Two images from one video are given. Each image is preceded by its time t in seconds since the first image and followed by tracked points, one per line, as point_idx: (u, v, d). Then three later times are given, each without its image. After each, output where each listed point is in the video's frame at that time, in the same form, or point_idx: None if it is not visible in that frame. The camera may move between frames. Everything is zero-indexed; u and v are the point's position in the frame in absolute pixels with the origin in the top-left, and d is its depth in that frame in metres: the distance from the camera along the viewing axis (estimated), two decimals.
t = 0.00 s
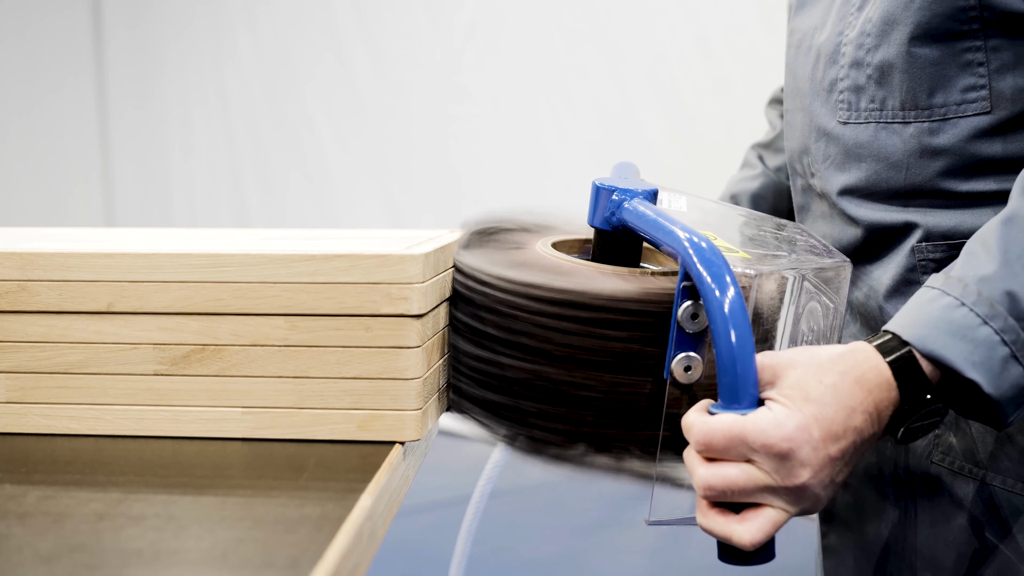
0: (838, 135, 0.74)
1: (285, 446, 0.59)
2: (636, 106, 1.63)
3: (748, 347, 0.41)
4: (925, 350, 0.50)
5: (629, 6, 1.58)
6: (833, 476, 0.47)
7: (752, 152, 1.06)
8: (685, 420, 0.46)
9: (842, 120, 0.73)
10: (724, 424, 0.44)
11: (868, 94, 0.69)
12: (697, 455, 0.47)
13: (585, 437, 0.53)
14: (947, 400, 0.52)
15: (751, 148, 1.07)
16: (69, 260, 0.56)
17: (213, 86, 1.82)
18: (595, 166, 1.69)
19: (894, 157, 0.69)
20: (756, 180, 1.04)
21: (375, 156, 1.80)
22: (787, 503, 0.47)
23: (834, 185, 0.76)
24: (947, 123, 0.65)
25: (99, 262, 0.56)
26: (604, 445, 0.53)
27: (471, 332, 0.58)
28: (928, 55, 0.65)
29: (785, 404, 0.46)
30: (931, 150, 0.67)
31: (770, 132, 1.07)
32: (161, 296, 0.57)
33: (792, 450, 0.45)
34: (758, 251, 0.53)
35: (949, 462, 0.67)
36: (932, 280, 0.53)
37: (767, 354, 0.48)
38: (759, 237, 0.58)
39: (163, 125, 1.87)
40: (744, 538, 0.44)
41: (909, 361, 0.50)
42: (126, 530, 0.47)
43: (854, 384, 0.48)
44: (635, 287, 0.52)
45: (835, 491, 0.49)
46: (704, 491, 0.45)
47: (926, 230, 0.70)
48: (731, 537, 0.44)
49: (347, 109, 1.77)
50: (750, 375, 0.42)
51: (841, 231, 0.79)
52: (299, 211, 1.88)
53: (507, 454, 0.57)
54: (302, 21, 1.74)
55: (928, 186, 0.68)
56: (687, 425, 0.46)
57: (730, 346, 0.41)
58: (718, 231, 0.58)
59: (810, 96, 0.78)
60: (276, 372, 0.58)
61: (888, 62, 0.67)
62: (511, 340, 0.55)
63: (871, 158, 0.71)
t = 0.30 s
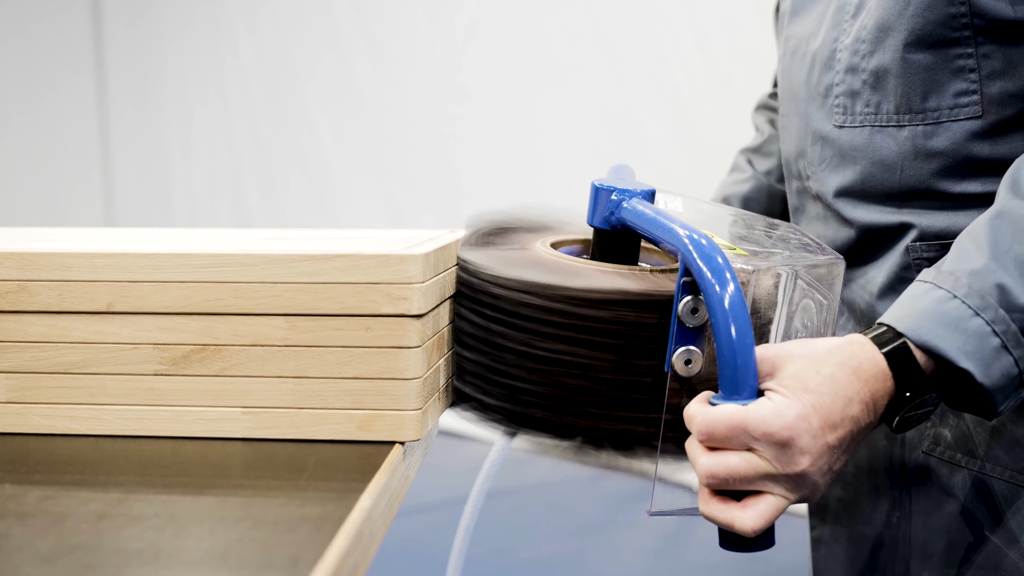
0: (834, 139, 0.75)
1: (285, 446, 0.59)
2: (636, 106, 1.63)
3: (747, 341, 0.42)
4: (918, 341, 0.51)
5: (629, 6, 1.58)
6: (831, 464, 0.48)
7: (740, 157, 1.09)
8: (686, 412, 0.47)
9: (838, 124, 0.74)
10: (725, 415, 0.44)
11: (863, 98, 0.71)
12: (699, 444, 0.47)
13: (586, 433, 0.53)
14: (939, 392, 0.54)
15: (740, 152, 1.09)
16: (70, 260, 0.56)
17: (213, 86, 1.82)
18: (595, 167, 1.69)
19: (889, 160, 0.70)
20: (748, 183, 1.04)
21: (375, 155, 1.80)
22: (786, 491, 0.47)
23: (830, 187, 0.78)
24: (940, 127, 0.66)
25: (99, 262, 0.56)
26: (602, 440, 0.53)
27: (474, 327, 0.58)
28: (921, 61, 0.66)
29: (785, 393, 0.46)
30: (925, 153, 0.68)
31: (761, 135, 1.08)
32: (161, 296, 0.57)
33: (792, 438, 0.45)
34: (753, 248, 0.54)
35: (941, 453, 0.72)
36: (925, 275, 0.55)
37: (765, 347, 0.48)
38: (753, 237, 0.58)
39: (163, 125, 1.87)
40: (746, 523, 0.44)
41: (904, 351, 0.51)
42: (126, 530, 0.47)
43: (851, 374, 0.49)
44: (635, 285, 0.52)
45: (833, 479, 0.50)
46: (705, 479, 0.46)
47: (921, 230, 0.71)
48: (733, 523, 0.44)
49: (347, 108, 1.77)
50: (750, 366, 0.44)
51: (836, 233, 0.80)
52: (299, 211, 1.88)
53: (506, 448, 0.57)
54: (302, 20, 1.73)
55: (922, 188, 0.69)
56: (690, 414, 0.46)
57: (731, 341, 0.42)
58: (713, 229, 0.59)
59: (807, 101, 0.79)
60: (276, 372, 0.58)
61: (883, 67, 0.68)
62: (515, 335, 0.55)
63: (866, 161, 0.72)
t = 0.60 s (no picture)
0: (841, 147, 0.78)
1: (285, 446, 0.59)
2: (636, 105, 1.63)
3: (747, 337, 0.43)
4: (911, 337, 0.53)
5: (629, 6, 1.58)
6: (827, 456, 0.49)
7: (739, 156, 1.09)
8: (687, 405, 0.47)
9: (845, 132, 0.77)
10: (725, 409, 0.45)
11: (869, 107, 0.74)
12: (700, 437, 0.47)
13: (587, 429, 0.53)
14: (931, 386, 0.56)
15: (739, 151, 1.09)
16: (69, 260, 0.56)
17: (213, 86, 1.82)
18: (595, 167, 1.69)
19: (896, 166, 0.74)
20: (746, 183, 1.04)
21: (375, 155, 1.80)
22: (784, 481, 0.48)
23: (837, 194, 0.81)
24: (946, 134, 0.70)
25: (99, 262, 0.56)
26: (605, 434, 0.53)
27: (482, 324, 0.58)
28: (925, 71, 0.69)
29: (783, 387, 0.48)
30: (932, 158, 0.71)
31: (760, 136, 1.09)
32: (161, 296, 0.57)
33: (790, 430, 0.46)
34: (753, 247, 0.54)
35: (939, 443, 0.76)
36: (920, 274, 0.56)
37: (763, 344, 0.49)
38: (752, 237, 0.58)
39: (163, 125, 1.87)
40: (747, 512, 0.46)
41: (897, 347, 0.53)
42: (126, 530, 0.47)
43: (846, 368, 0.50)
44: (637, 285, 0.53)
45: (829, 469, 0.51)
46: (706, 470, 0.46)
47: (931, 235, 0.75)
48: (733, 513, 0.46)
49: (347, 108, 1.77)
50: (750, 363, 0.44)
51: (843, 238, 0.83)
52: (298, 211, 1.88)
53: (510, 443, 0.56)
54: (302, 20, 1.74)
55: (930, 192, 0.73)
56: (691, 408, 0.47)
57: (731, 337, 0.43)
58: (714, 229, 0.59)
59: (808, 110, 0.82)
60: (276, 372, 0.58)
61: (888, 77, 0.71)
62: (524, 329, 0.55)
63: (873, 168, 0.76)
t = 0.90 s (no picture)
0: (837, 156, 0.78)
1: (285, 446, 0.59)
2: (636, 105, 1.63)
3: (748, 358, 0.42)
4: (915, 361, 0.54)
5: (629, 6, 1.58)
6: (830, 483, 0.51)
7: (734, 154, 1.10)
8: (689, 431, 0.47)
9: (840, 142, 0.78)
10: (728, 436, 0.46)
11: (865, 118, 0.75)
12: (701, 464, 0.48)
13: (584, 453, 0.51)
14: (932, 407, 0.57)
15: (735, 149, 1.10)
16: (69, 260, 0.56)
17: (213, 86, 1.82)
18: (596, 167, 1.69)
19: (891, 177, 0.74)
20: (742, 181, 1.05)
21: (375, 155, 1.80)
22: (787, 509, 0.50)
23: (833, 204, 0.81)
24: (942, 146, 0.71)
25: (100, 262, 0.56)
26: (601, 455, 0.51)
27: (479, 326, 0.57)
28: (921, 84, 0.70)
29: (786, 415, 0.49)
30: (929, 170, 0.72)
31: (755, 134, 1.10)
32: (161, 296, 0.57)
33: (795, 459, 0.47)
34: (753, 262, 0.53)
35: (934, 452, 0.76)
36: (923, 294, 0.58)
37: (768, 367, 0.50)
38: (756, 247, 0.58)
39: (163, 125, 1.87)
40: (750, 542, 0.47)
41: (901, 370, 0.54)
42: (126, 530, 0.47)
43: (850, 393, 0.51)
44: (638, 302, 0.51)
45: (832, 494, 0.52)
46: (710, 499, 0.47)
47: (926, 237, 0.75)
48: (737, 542, 0.47)
49: (347, 108, 1.78)
50: (752, 387, 0.44)
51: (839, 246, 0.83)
52: (299, 211, 1.88)
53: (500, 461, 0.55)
54: (302, 20, 1.74)
55: (927, 203, 0.74)
56: (692, 435, 0.47)
57: (732, 357, 0.42)
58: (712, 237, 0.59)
59: (804, 118, 0.82)
60: (276, 372, 0.58)
61: (885, 88, 0.72)
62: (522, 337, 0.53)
63: (867, 177, 0.76)
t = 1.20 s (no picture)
0: (830, 156, 0.79)
1: (285, 446, 0.59)
2: (636, 105, 1.63)
3: (759, 385, 0.40)
4: (936, 385, 0.54)
5: (629, 6, 1.58)
6: (847, 519, 0.49)
7: (715, 155, 1.11)
8: (699, 467, 0.46)
9: (833, 142, 0.78)
10: (742, 471, 0.44)
11: (860, 117, 0.75)
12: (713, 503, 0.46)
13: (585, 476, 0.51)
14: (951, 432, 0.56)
15: (715, 150, 1.11)
16: (69, 260, 0.56)
17: (213, 85, 1.82)
18: (596, 167, 1.69)
19: (887, 177, 0.75)
20: (726, 183, 1.05)
21: (374, 155, 1.80)
22: (804, 549, 0.48)
23: (826, 203, 0.82)
24: (939, 146, 0.71)
25: (100, 262, 0.56)
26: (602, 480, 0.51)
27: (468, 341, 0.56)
28: (918, 83, 0.70)
29: (801, 448, 0.47)
30: (925, 170, 0.72)
31: (735, 133, 1.10)
32: (161, 296, 0.57)
33: (813, 496, 0.46)
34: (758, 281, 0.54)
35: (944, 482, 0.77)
36: (934, 315, 0.58)
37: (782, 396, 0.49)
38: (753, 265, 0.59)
39: (163, 125, 1.87)
40: None
41: (919, 395, 0.54)
42: (126, 530, 0.47)
43: (868, 424, 0.50)
44: (631, 327, 0.50)
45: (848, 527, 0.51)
46: (721, 540, 0.45)
47: (920, 242, 0.75)
48: None
49: (347, 108, 1.78)
50: (763, 420, 0.42)
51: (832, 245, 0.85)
52: (298, 211, 1.88)
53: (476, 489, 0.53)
54: (301, 20, 1.74)
55: (923, 204, 0.74)
56: (703, 471, 0.46)
57: (741, 382, 0.40)
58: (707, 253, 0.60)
59: (799, 116, 0.83)
60: (276, 372, 0.58)
61: (880, 88, 0.73)
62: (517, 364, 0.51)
63: (862, 178, 0.77)
